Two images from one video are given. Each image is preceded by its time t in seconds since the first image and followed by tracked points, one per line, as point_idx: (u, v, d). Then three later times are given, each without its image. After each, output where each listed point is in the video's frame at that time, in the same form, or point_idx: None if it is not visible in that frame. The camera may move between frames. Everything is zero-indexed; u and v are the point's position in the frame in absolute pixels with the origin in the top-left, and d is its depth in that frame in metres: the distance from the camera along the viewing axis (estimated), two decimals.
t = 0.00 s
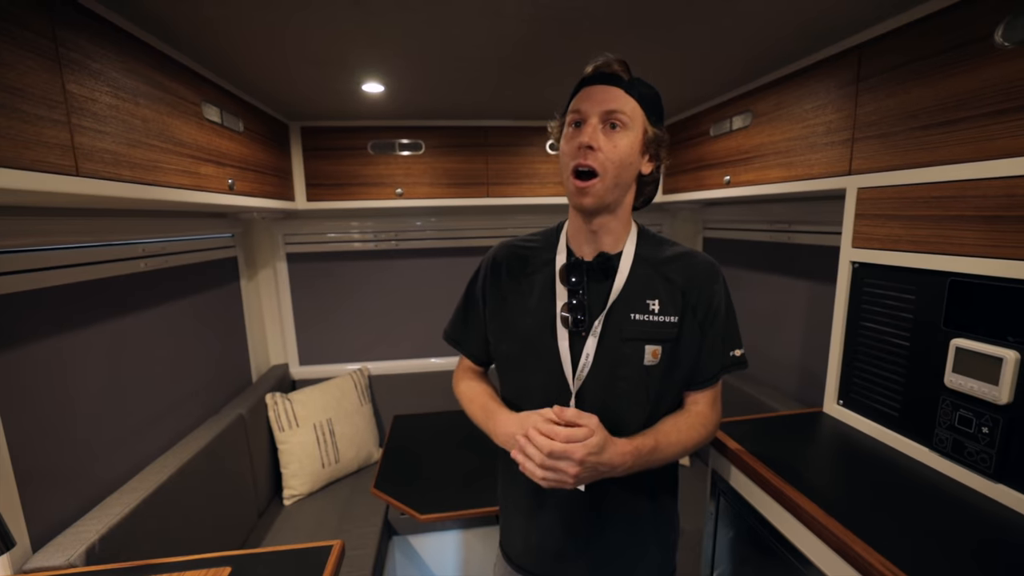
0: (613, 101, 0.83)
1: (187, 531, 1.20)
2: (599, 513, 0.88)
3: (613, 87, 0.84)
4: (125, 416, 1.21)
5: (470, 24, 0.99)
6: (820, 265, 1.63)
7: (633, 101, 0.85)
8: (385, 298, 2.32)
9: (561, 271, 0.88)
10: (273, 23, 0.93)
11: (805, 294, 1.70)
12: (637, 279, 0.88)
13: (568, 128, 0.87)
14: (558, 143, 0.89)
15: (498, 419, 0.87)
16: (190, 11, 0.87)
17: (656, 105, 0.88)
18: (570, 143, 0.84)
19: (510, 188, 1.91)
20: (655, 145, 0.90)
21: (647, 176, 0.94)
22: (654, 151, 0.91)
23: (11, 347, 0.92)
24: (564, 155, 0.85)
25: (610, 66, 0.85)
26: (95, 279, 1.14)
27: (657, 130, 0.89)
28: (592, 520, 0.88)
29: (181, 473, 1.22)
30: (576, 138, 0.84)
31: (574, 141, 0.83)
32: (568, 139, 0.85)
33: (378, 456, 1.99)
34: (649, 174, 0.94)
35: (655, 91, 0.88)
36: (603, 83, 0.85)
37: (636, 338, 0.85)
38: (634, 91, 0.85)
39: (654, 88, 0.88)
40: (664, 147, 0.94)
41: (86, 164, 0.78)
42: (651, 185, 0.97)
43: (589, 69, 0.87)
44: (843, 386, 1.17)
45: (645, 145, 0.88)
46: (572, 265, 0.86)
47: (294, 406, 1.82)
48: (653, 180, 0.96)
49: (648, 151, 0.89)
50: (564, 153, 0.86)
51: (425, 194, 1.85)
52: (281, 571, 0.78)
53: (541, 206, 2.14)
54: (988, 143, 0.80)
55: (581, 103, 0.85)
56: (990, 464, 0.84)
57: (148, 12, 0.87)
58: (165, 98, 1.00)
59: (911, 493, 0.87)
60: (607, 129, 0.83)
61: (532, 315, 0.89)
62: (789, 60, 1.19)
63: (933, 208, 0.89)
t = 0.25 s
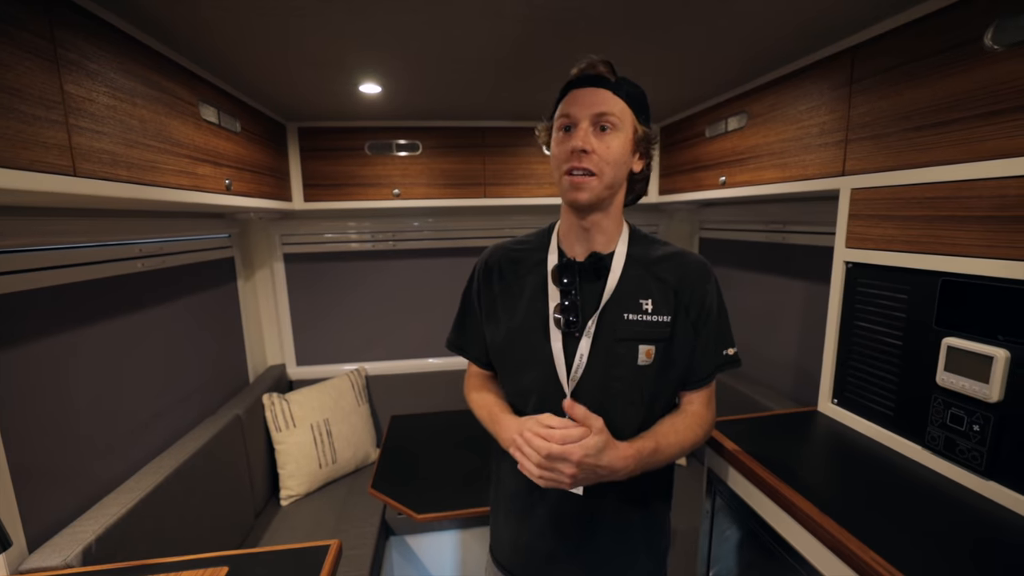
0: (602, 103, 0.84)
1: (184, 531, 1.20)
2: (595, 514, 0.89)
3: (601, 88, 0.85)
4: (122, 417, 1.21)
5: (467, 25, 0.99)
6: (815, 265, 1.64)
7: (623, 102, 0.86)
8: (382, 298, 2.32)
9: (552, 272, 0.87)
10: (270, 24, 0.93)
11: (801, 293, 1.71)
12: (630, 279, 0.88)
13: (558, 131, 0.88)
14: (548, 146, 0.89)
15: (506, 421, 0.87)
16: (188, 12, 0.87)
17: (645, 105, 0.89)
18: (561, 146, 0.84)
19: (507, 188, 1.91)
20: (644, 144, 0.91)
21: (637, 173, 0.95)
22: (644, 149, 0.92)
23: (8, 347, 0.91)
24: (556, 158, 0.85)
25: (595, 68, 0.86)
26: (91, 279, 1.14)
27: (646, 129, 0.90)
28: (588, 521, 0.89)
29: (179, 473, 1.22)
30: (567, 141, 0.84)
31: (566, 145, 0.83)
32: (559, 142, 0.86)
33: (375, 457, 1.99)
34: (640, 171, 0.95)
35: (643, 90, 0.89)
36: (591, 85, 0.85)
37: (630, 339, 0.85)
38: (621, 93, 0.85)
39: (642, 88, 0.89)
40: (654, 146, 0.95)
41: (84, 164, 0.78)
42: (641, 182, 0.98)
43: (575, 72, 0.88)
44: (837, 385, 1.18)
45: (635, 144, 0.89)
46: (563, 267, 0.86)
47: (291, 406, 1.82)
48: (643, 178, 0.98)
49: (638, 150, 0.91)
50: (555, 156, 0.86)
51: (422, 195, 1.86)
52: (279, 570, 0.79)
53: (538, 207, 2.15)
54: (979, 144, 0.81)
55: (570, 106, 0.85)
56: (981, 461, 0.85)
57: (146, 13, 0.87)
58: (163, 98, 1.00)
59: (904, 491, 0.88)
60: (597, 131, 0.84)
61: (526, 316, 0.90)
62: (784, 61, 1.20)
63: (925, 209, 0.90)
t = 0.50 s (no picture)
0: (574, 106, 0.84)
1: (181, 532, 1.19)
2: (593, 515, 0.89)
3: (572, 92, 0.85)
4: (119, 418, 1.20)
5: (464, 28, 1.00)
6: (810, 266, 1.65)
7: (597, 100, 0.85)
8: (380, 299, 2.32)
9: (547, 275, 0.88)
10: (268, 26, 0.94)
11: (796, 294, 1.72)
12: (624, 280, 0.89)
13: (537, 141, 0.89)
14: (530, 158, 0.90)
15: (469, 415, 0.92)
16: (186, 14, 0.87)
17: (623, 99, 0.89)
18: (540, 156, 0.85)
19: (505, 190, 1.92)
20: (627, 138, 0.90)
21: (625, 167, 0.95)
22: (627, 143, 0.91)
23: (5, 349, 0.91)
24: (537, 168, 0.86)
25: (563, 73, 0.86)
26: (89, 280, 1.14)
27: (627, 123, 0.89)
28: (586, 522, 0.89)
29: (176, 474, 1.21)
30: (546, 151, 0.84)
31: (544, 154, 0.84)
32: (538, 152, 0.86)
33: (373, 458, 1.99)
34: (627, 165, 0.94)
35: (619, 86, 0.88)
36: (561, 91, 0.86)
37: (625, 341, 0.85)
38: (592, 92, 0.85)
39: (614, 84, 0.88)
40: (638, 138, 0.95)
41: (83, 166, 0.78)
42: (632, 174, 0.99)
43: (544, 81, 0.89)
44: (832, 385, 1.19)
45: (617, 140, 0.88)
46: (559, 269, 0.87)
47: (289, 408, 1.82)
48: (633, 170, 0.98)
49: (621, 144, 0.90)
50: (536, 167, 0.87)
51: (420, 196, 1.86)
52: (277, 570, 0.79)
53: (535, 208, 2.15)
54: (969, 146, 0.82)
55: (544, 115, 0.86)
56: (973, 459, 0.86)
57: (144, 15, 0.87)
58: (160, 99, 1.00)
59: (898, 489, 0.89)
60: (574, 135, 0.84)
61: (523, 320, 0.90)
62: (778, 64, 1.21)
63: (918, 210, 0.91)
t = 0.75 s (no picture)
0: (558, 106, 0.86)
1: (179, 533, 1.19)
2: (595, 514, 0.89)
3: (550, 94, 0.87)
4: (116, 419, 1.20)
5: (464, 28, 1.00)
6: (808, 266, 1.66)
7: (578, 98, 0.87)
8: (379, 300, 2.32)
9: (547, 277, 0.90)
10: (267, 26, 0.94)
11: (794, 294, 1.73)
12: (625, 279, 0.89)
13: (526, 148, 0.89)
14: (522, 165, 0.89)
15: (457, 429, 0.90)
16: (186, 13, 0.87)
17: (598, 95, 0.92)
18: (534, 159, 0.85)
19: (503, 190, 1.92)
20: (610, 130, 0.93)
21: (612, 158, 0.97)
22: (611, 135, 0.94)
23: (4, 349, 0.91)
24: (533, 173, 0.86)
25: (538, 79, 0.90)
26: (87, 280, 1.13)
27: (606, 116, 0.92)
28: (587, 521, 0.89)
29: (174, 475, 1.21)
30: (539, 153, 0.84)
31: (538, 156, 0.84)
32: (531, 157, 0.86)
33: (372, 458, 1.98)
34: (613, 156, 0.97)
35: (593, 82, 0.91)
36: (542, 95, 0.88)
37: (627, 340, 0.86)
38: (570, 91, 0.87)
39: (586, 84, 0.90)
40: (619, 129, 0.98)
41: (83, 165, 0.78)
42: (619, 165, 1.01)
43: (521, 90, 0.92)
44: (830, 384, 1.19)
45: (602, 133, 0.91)
46: (558, 270, 0.89)
47: (287, 408, 1.82)
48: (620, 160, 1.00)
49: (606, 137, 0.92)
50: (531, 171, 0.86)
51: (418, 197, 1.86)
52: (277, 570, 0.79)
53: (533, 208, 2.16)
54: (965, 146, 0.83)
55: (529, 120, 0.87)
56: (970, 457, 0.86)
57: (143, 14, 0.87)
58: (160, 99, 1.00)
59: (895, 487, 0.89)
60: (563, 133, 0.85)
61: (523, 323, 0.90)
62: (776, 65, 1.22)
63: (915, 210, 0.91)
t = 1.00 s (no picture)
0: (554, 106, 0.85)
1: (178, 533, 1.19)
2: (595, 513, 0.89)
3: (545, 93, 0.87)
4: (115, 419, 1.19)
5: (464, 28, 1.00)
6: (806, 266, 1.67)
7: (573, 98, 0.87)
8: (378, 300, 2.32)
9: (544, 276, 0.88)
10: (268, 25, 0.94)
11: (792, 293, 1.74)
12: (621, 276, 0.89)
13: (520, 148, 0.88)
14: (516, 165, 0.89)
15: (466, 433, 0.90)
16: (186, 12, 0.87)
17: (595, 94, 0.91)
18: (529, 160, 0.85)
19: (502, 190, 1.92)
20: (605, 130, 0.93)
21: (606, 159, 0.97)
22: (606, 134, 0.94)
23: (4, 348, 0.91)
24: (527, 174, 0.86)
25: (532, 79, 0.88)
26: (85, 280, 1.13)
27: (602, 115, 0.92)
28: (586, 518, 0.90)
29: (173, 474, 1.21)
30: (534, 154, 0.84)
31: (533, 157, 0.84)
32: (525, 157, 0.86)
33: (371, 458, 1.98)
34: (607, 155, 0.97)
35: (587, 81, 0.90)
36: (536, 94, 0.87)
37: (625, 337, 0.86)
38: (565, 90, 0.87)
39: (580, 84, 0.89)
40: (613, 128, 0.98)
41: (83, 163, 0.78)
42: (613, 165, 1.01)
43: (514, 88, 0.90)
44: (827, 382, 1.20)
45: (597, 132, 0.91)
46: (555, 269, 0.88)
47: (286, 409, 1.82)
48: (614, 160, 1.01)
49: (600, 136, 0.92)
50: (525, 172, 0.86)
51: (417, 197, 1.86)
52: (277, 570, 0.79)
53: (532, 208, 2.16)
54: (962, 145, 0.83)
55: (524, 120, 0.86)
56: (968, 454, 0.87)
57: (144, 13, 0.87)
58: (159, 98, 1.00)
59: (894, 484, 0.90)
60: (558, 134, 0.85)
61: (521, 322, 0.90)
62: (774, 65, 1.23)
63: (913, 209, 0.92)
